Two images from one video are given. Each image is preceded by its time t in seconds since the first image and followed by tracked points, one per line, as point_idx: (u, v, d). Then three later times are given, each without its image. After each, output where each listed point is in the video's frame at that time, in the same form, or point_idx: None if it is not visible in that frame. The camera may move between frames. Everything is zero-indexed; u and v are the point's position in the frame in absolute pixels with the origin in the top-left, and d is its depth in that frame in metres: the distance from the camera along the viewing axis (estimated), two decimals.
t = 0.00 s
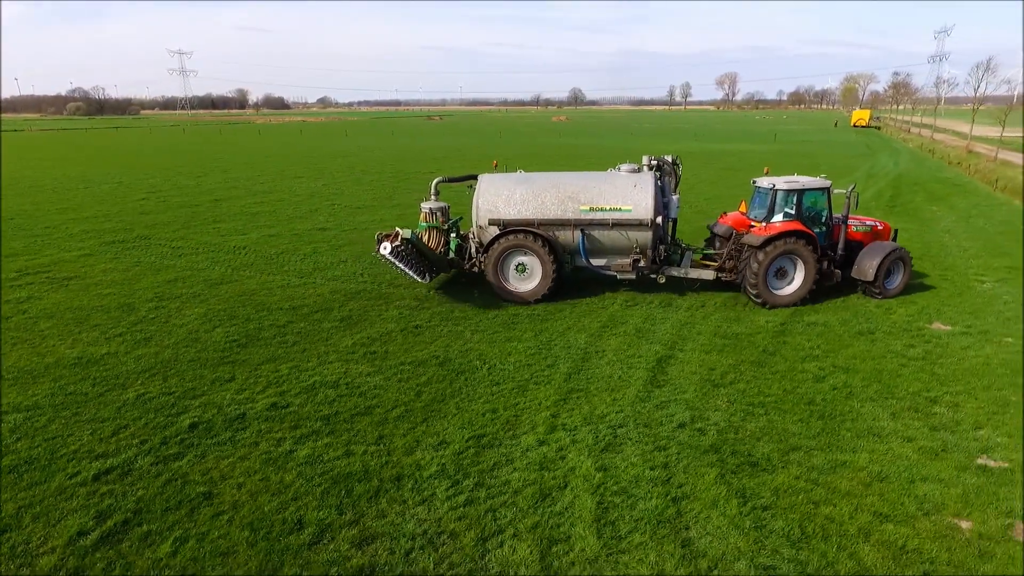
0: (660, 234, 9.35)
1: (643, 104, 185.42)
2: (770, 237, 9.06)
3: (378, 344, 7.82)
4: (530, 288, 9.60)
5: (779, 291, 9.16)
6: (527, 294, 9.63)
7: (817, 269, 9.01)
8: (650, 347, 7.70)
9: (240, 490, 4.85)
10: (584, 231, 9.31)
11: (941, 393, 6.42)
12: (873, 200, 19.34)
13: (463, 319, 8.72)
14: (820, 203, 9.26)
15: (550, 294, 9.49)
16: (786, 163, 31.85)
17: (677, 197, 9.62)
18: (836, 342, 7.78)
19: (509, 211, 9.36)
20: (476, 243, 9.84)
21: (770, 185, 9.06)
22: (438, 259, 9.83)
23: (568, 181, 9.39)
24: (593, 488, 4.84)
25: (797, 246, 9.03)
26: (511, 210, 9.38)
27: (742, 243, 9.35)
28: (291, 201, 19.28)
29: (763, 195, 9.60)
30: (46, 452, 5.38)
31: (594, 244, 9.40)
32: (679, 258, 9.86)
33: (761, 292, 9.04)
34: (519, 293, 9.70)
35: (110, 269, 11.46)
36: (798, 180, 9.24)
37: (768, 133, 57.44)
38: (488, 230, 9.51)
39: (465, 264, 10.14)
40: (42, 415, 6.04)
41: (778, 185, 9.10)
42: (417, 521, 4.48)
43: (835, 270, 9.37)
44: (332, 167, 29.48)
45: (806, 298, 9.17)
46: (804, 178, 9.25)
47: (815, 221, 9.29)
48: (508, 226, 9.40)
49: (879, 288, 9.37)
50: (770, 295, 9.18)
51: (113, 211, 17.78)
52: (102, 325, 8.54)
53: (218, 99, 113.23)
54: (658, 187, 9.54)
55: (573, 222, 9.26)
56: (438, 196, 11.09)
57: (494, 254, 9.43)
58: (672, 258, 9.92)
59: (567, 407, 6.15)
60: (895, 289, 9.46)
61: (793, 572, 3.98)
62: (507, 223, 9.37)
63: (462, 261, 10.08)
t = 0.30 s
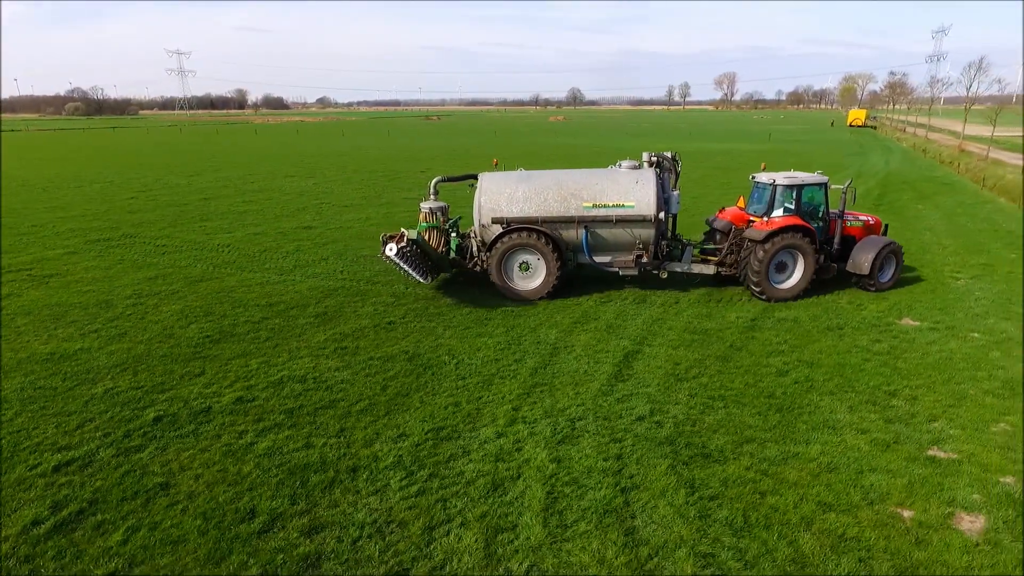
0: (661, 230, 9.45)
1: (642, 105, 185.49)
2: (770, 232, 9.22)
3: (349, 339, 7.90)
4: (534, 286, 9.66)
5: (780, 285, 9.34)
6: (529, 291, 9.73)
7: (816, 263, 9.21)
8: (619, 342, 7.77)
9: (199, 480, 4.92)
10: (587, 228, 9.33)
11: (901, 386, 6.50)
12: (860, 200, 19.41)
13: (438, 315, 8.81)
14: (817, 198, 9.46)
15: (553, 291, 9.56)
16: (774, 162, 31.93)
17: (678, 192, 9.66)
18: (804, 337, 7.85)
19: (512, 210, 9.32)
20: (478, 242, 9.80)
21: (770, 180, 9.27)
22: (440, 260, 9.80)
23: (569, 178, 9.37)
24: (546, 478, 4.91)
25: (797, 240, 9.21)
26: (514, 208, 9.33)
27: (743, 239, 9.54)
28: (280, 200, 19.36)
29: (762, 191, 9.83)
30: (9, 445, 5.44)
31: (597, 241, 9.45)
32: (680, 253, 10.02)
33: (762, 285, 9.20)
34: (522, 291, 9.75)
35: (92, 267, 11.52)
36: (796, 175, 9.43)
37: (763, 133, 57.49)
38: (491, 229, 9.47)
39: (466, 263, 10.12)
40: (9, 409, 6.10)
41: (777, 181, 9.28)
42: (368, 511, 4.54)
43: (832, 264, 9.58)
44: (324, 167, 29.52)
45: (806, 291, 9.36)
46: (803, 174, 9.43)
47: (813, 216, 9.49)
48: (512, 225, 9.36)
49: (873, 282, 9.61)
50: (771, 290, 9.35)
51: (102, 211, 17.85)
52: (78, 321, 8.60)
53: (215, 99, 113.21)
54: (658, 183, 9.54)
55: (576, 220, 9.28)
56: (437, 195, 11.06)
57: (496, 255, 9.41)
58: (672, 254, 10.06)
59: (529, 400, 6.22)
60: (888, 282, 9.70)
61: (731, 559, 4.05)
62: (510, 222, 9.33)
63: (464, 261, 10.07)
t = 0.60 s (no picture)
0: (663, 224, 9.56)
1: (639, 104, 185.37)
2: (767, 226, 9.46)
3: (318, 334, 7.98)
4: (538, 282, 9.64)
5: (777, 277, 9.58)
6: (533, 288, 9.70)
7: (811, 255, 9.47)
8: (585, 337, 7.85)
9: (153, 469, 5.01)
10: (590, 223, 9.40)
11: (856, 378, 6.59)
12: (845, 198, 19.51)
13: (409, 310, 8.89)
14: (810, 193, 9.70)
15: (556, 287, 9.56)
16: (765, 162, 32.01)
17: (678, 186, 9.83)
18: (769, 332, 7.94)
19: (515, 205, 9.36)
20: (480, 239, 9.79)
21: (767, 175, 9.49)
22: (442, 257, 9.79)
23: (572, 174, 9.48)
24: (492, 467, 5.00)
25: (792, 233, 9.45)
26: (518, 204, 9.38)
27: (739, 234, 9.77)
28: (267, 199, 19.44)
29: (755, 186, 10.01)
30: None
31: (599, 236, 9.49)
32: (678, 248, 10.13)
33: (761, 278, 9.38)
34: (526, 287, 9.72)
35: (73, 264, 11.60)
36: (789, 170, 9.67)
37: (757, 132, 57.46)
38: (493, 224, 9.50)
39: (467, 260, 10.10)
40: None
41: (773, 175, 9.51)
42: (315, 498, 4.63)
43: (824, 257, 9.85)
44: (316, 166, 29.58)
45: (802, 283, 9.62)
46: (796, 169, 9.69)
47: (806, 210, 9.71)
48: (515, 221, 9.39)
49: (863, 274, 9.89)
50: (769, 282, 9.58)
51: (90, 209, 17.92)
52: (51, 316, 8.68)
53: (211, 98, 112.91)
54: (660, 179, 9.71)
55: (580, 215, 9.34)
56: (437, 191, 11.00)
57: (500, 251, 9.41)
58: (671, 249, 10.17)
59: (488, 393, 6.31)
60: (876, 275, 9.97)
61: (662, 544, 4.13)
62: (514, 217, 9.35)
63: (465, 257, 10.05)
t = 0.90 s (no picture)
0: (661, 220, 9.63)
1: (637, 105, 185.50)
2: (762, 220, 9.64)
3: (290, 330, 8.05)
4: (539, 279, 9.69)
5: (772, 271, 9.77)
6: (534, 285, 9.74)
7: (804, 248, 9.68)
8: (556, 333, 7.93)
9: (113, 462, 5.07)
10: (590, 221, 9.45)
11: (817, 373, 6.67)
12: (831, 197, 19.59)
13: (383, 307, 8.97)
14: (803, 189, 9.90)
15: (556, 283, 9.61)
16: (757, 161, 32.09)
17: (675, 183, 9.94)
18: (737, 328, 8.02)
19: (516, 203, 9.36)
20: (480, 237, 9.77)
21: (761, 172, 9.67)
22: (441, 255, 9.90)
23: (572, 172, 9.50)
24: (447, 459, 5.07)
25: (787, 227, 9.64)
26: (519, 202, 9.39)
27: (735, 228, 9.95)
28: (256, 197, 19.53)
29: (749, 183, 10.23)
30: None
31: (599, 233, 9.55)
32: (677, 244, 10.18)
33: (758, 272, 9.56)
34: (526, 284, 9.76)
35: (55, 262, 11.67)
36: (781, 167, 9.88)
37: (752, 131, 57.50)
38: (495, 223, 9.47)
39: (466, 257, 10.13)
40: None
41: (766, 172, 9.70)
42: (268, 490, 4.70)
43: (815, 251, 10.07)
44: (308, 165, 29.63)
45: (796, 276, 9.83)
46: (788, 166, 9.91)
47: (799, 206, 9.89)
48: (516, 219, 9.39)
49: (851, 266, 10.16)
50: (765, 276, 9.76)
51: (78, 207, 17.98)
52: (28, 313, 8.75)
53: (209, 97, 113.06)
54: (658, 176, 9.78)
55: (580, 212, 9.38)
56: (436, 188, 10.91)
57: (500, 249, 9.43)
58: (670, 245, 10.22)
59: (451, 388, 6.39)
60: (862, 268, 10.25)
61: (605, 533, 4.20)
62: (515, 215, 9.36)
63: (465, 255, 10.05)
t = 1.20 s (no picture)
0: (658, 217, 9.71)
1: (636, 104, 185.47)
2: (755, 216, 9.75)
3: (262, 327, 8.12)
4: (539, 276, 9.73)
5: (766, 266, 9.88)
6: (534, 282, 9.76)
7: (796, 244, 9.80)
8: (526, 329, 8.00)
9: (72, 455, 5.13)
10: (589, 218, 9.49)
11: (779, 368, 6.74)
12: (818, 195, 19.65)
13: (358, 304, 9.04)
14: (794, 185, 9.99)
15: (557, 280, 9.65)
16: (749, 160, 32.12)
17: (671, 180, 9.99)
18: (705, 324, 8.09)
19: (517, 202, 9.31)
20: (479, 236, 9.72)
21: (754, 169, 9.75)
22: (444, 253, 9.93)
23: (571, 169, 9.52)
24: (401, 451, 5.14)
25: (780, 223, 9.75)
26: (519, 199, 9.36)
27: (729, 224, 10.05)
28: (245, 196, 19.60)
29: (740, 180, 10.30)
30: None
31: (599, 230, 9.59)
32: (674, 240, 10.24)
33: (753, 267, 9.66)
34: (527, 282, 9.77)
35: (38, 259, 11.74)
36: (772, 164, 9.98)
37: (748, 131, 57.52)
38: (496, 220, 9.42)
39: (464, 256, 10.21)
40: None
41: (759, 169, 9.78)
42: (223, 481, 4.78)
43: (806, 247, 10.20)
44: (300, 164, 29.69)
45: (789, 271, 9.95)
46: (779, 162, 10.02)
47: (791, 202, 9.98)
48: (517, 216, 9.36)
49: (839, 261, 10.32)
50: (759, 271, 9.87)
51: (67, 206, 18.04)
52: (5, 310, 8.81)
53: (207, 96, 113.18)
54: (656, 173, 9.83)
55: (581, 209, 9.41)
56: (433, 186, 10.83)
57: (500, 248, 9.40)
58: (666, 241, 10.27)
59: (415, 382, 6.45)
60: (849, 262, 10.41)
61: (548, 523, 4.28)
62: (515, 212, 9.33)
63: (464, 253, 10.13)
